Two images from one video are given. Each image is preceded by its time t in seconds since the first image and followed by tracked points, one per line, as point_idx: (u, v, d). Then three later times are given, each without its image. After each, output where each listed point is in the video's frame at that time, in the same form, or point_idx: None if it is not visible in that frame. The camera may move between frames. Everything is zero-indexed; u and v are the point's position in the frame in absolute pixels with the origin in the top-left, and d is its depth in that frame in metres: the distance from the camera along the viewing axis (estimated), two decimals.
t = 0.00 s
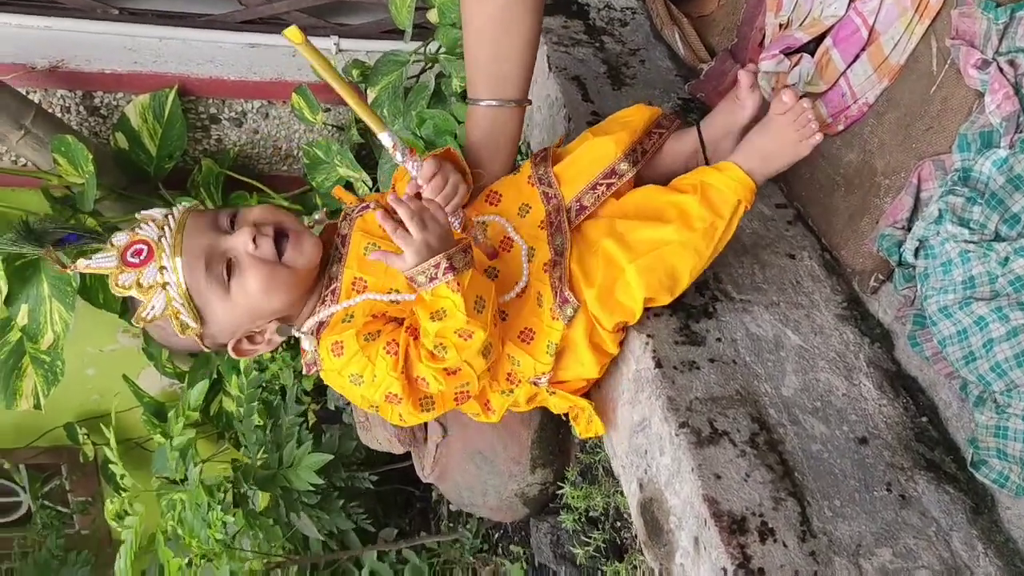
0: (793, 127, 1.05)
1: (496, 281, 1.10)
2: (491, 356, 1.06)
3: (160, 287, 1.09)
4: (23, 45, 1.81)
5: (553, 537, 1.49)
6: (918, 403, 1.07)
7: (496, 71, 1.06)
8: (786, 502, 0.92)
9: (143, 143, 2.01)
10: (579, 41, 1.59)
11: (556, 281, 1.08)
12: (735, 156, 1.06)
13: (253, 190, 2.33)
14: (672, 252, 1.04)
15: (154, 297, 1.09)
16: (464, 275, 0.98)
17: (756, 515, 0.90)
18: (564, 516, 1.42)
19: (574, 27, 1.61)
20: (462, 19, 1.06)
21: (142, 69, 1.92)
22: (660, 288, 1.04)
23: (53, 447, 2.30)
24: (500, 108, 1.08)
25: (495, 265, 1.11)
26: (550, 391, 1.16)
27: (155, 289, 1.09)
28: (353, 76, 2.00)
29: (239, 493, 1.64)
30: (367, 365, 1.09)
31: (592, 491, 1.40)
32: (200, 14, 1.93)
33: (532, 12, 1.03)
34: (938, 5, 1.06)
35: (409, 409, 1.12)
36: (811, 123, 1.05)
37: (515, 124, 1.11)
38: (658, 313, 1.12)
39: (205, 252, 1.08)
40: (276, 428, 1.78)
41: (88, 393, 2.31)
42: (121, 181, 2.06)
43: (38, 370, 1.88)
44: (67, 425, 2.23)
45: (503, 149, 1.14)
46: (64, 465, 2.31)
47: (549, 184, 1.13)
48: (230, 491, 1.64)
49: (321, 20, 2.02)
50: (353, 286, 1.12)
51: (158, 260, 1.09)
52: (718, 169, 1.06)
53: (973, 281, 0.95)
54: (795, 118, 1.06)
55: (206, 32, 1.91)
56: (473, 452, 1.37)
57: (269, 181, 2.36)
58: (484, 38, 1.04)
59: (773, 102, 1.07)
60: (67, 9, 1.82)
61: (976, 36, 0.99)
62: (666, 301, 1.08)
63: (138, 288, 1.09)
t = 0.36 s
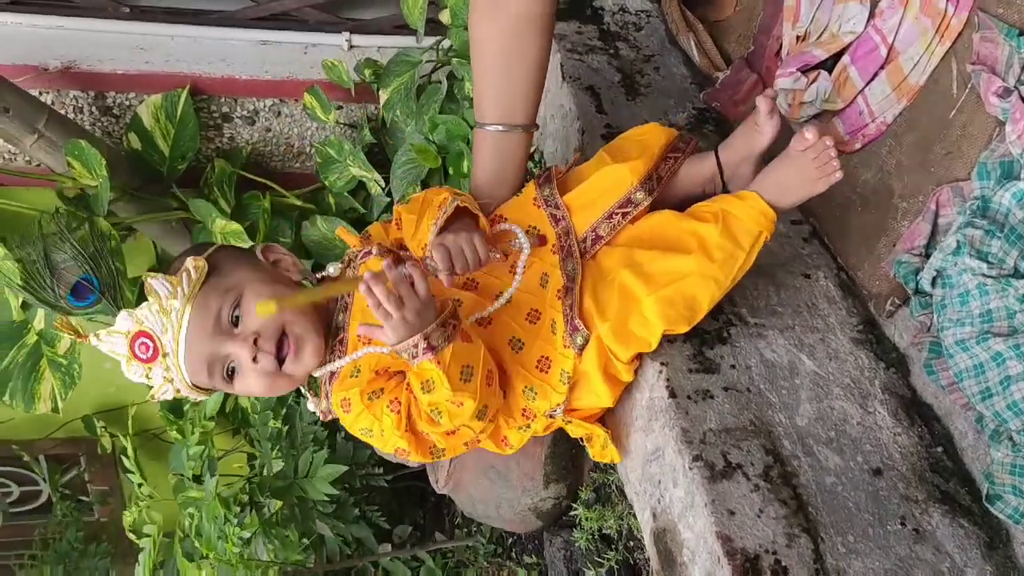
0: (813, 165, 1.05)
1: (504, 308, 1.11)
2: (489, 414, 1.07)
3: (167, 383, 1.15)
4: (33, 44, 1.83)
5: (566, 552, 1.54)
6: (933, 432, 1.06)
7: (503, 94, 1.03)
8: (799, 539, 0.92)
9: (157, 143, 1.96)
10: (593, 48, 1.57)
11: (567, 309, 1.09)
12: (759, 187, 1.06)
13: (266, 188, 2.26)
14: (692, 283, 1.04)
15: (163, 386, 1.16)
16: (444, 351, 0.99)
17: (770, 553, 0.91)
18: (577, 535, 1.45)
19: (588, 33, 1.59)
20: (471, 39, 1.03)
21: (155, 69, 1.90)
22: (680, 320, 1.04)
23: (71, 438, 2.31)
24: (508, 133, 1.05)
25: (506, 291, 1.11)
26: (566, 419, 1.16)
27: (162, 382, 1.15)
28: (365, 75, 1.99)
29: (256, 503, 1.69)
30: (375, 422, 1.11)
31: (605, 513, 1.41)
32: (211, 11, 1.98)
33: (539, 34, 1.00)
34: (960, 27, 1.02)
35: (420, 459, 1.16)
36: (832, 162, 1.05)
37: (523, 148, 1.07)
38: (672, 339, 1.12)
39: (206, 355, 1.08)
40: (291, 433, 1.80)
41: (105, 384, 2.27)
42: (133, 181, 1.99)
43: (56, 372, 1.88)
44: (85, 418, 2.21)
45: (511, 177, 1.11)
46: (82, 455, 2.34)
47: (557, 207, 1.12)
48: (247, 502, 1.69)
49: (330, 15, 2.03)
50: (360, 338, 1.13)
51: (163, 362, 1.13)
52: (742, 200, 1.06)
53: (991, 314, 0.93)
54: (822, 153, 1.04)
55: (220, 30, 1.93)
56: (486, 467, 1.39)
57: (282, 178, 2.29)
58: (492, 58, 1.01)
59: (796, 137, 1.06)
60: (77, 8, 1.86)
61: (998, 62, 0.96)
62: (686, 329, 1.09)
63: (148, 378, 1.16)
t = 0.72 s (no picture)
0: (789, 176, 1.01)
1: (508, 333, 1.12)
2: (471, 446, 1.08)
3: (183, 411, 1.16)
4: (37, 52, 1.79)
5: (571, 563, 1.57)
6: (939, 451, 1.06)
7: (506, 116, 1.03)
8: (806, 560, 0.92)
9: (163, 150, 1.97)
10: (599, 59, 1.56)
11: (560, 345, 1.09)
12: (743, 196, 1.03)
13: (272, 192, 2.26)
14: (686, 301, 1.03)
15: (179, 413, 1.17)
16: (417, 388, 1.01)
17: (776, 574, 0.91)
18: (584, 548, 1.47)
19: (594, 45, 1.59)
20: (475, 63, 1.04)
21: (160, 76, 1.92)
22: (673, 337, 1.04)
23: (79, 439, 2.33)
24: (512, 155, 1.05)
25: (513, 317, 1.13)
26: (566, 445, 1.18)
27: (178, 410, 1.16)
28: (371, 83, 1.99)
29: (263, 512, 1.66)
30: (370, 450, 1.15)
31: (611, 527, 1.43)
32: (217, 19, 1.91)
33: (543, 57, 1.00)
34: (969, 47, 1.02)
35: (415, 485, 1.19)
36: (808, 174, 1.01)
37: (526, 168, 1.07)
38: (677, 358, 1.12)
39: (220, 393, 1.10)
40: (298, 441, 1.81)
41: (113, 387, 2.29)
42: (140, 189, 1.98)
43: (63, 380, 1.91)
44: (93, 420, 2.22)
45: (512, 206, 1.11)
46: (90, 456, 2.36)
47: (560, 237, 1.11)
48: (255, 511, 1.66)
49: (336, 21, 1.97)
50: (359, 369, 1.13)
51: (179, 396, 1.13)
52: (727, 211, 1.03)
53: (998, 336, 0.93)
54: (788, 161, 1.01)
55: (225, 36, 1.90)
56: (492, 479, 1.40)
57: (287, 184, 2.29)
58: (497, 82, 1.02)
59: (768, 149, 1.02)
60: (81, 15, 1.79)
61: (1007, 84, 0.96)
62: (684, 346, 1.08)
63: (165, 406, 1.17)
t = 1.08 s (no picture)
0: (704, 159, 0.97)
1: (503, 330, 1.11)
2: (451, 422, 1.04)
3: (195, 396, 1.16)
4: (34, 52, 1.78)
5: (569, 559, 1.55)
6: (937, 444, 1.06)
7: (501, 105, 1.07)
8: (803, 552, 0.92)
9: (159, 149, 1.96)
10: (595, 56, 1.56)
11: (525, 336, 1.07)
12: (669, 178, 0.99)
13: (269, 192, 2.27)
14: (620, 291, 0.98)
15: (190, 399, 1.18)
16: (410, 344, 1.00)
17: (773, 567, 0.90)
18: (581, 544, 1.49)
19: (590, 41, 1.59)
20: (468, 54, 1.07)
21: (156, 75, 1.91)
22: (619, 330, 1.00)
23: (77, 441, 2.32)
24: (507, 142, 1.09)
25: (506, 313, 1.12)
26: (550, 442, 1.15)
27: (190, 396, 1.16)
28: (367, 82, 1.98)
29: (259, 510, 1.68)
30: (358, 434, 1.12)
31: (609, 523, 1.45)
32: (214, 18, 1.89)
33: (535, 49, 1.03)
34: (964, 38, 1.03)
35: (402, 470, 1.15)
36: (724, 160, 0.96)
37: (521, 156, 1.11)
38: (674, 351, 1.12)
39: (234, 372, 1.11)
40: (295, 440, 1.81)
41: (111, 388, 2.27)
42: (137, 188, 1.98)
43: (59, 380, 1.90)
44: (90, 422, 2.21)
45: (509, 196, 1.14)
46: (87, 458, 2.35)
47: (544, 237, 1.08)
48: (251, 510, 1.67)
49: (333, 21, 1.96)
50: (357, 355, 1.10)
51: (191, 378, 1.14)
52: (656, 197, 0.98)
53: (996, 327, 0.93)
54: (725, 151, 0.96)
55: (220, 35, 1.88)
56: (491, 476, 1.38)
57: (285, 184, 2.29)
58: (489, 72, 1.05)
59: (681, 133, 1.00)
60: (78, 15, 1.77)
61: (1002, 75, 0.96)
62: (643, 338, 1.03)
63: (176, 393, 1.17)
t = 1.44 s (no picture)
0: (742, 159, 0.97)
1: (508, 327, 1.11)
2: (416, 429, 1.01)
3: (194, 385, 1.15)
4: (33, 53, 1.78)
5: (571, 556, 1.52)
6: (940, 436, 1.06)
7: (501, 101, 1.08)
8: (806, 543, 0.92)
9: (158, 149, 1.96)
10: (594, 52, 1.57)
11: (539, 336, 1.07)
12: (706, 176, 0.99)
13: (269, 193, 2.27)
14: (656, 289, 0.99)
15: (188, 389, 1.16)
16: (391, 337, 0.99)
17: (776, 557, 0.90)
18: (582, 540, 1.45)
19: (589, 38, 1.59)
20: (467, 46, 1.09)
21: (155, 75, 1.91)
22: (642, 327, 1.01)
23: (76, 443, 2.32)
24: (507, 135, 1.09)
25: (513, 309, 1.11)
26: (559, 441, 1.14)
27: (189, 384, 1.14)
28: (367, 81, 1.98)
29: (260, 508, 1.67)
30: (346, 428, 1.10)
31: (611, 517, 1.43)
32: (213, 18, 1.89)
33: (533, 44, 1.05)
34: (964, 30, 1.03)
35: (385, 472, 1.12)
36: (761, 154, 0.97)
37: (522, 151, 1.11)
38: (676, 344, 1.12)
39: (235, 359, 1.09)
40: (295, 439, 1.81)
41: (110, 391, 2.28)
42: (136, 188, 1.98)
43: (59, 379, 1.89)
44: (89, 424, 2.22)
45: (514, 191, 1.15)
46: (87, 460, 2.35)
47: (551, 232, 1.08)
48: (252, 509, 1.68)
49: (332, 21, 1.96)
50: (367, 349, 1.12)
51: (191, 365, 1.12)
52: (692, 195, 0.98)
53: (997, 317, 0.93)
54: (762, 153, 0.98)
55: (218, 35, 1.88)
56: (491, 473, 1.38)
57: (284, 184, 2.30)
58: (487, 63, 1.06)
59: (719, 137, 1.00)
60: (75, 14, 1.77)
61: (1002, 65, 0.97)
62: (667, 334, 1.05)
63: (174, 382, 1.15)
